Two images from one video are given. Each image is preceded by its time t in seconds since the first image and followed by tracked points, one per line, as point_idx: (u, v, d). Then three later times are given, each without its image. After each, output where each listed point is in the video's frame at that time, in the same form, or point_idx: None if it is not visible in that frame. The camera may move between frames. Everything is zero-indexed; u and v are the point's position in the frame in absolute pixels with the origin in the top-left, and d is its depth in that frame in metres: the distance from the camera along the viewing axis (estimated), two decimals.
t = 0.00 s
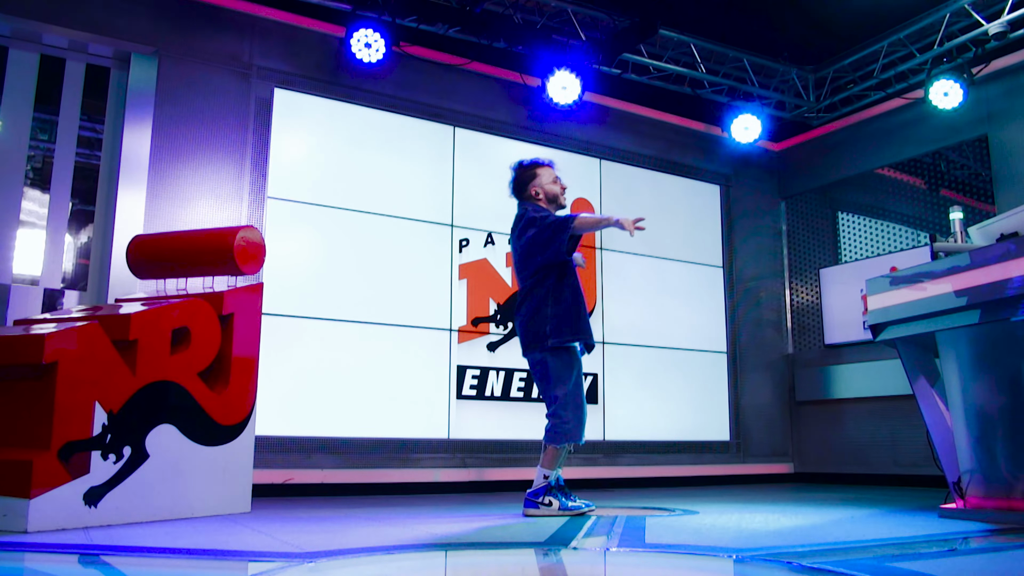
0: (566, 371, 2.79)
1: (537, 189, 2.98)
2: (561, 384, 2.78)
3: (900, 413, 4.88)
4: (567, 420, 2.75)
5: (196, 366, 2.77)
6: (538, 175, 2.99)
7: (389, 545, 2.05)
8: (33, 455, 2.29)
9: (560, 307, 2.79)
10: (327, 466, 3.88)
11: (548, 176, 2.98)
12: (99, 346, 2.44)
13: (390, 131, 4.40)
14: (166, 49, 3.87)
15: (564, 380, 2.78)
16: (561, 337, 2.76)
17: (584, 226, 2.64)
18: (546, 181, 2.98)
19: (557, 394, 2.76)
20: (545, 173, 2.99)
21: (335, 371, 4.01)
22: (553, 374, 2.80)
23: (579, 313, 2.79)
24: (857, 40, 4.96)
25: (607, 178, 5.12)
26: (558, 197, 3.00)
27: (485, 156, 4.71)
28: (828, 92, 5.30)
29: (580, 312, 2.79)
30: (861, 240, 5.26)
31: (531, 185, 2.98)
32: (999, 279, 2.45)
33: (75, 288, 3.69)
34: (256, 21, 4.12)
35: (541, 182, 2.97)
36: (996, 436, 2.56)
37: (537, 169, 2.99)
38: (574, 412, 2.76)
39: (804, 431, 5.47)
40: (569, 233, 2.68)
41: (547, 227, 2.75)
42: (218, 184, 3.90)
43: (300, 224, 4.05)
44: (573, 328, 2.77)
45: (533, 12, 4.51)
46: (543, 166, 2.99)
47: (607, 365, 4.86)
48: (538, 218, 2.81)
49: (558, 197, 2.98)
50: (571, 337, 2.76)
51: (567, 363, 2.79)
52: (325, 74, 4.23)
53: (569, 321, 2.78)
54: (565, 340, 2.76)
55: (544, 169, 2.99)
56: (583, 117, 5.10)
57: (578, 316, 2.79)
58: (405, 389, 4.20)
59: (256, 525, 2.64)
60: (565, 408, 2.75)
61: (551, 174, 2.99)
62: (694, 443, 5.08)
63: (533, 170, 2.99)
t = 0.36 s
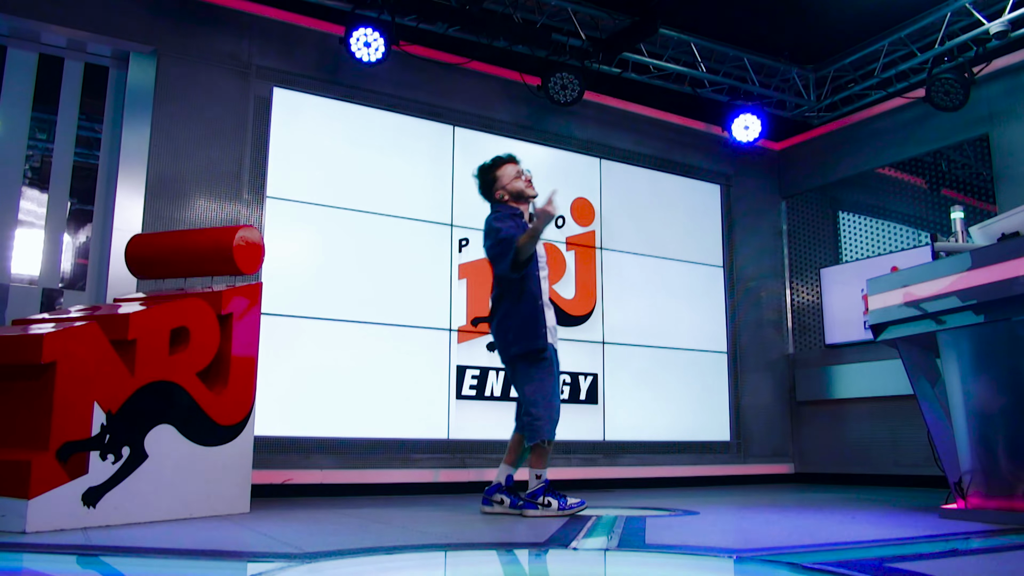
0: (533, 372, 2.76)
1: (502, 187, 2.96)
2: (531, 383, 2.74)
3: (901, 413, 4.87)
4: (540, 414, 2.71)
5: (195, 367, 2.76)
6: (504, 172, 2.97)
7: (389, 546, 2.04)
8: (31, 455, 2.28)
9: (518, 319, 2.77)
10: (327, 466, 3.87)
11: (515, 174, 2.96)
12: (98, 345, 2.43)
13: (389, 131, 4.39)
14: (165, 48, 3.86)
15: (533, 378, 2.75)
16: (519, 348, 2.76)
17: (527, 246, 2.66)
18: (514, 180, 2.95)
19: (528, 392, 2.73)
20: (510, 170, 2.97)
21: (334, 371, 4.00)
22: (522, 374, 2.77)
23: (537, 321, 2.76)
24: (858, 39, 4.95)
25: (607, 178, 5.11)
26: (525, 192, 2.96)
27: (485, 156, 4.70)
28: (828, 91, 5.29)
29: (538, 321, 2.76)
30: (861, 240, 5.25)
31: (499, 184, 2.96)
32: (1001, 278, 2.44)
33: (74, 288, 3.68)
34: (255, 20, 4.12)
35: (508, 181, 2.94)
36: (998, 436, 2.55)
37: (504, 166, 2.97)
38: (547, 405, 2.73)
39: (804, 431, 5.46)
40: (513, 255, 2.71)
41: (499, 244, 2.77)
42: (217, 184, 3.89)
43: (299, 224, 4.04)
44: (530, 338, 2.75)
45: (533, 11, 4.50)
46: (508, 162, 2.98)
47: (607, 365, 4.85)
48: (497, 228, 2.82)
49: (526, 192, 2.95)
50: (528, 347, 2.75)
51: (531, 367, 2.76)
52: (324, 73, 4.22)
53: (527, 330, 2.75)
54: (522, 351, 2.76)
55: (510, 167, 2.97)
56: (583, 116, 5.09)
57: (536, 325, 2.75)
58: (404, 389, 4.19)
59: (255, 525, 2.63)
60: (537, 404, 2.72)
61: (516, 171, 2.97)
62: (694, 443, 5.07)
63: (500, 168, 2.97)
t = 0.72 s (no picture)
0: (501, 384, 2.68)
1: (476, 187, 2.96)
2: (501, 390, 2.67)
3: (902, 413, 4.86)
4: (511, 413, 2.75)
5: (194, 367, 2.75)
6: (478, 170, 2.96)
7: (389, 546, 2.03)
8: (30, 456, 2.27)
9: (480, 320, 2.75)
10: (326, 466, 3.86)
11: (485, 172, 2.93)
12: (96, 345, 2.42)
13: (388, 130, 4.38)
14: (164, 47, 3.85)
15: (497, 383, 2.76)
16: (482, 351, 2.72)
17: (486, 244, 2.68)
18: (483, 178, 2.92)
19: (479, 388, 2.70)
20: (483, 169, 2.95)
21: (333, 371, 3.99)
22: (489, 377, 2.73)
23: (498, 322, 2.73)
24: (859, 38, 4.94)
25: (607, 177, 5.10)
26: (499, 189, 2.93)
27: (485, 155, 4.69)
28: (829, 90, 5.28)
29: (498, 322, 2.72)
30: (862, 239, 5.23)
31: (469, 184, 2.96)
32: (1003, 278, 2.43)
33: (72, 288, 3.67)
34: (254, 19, 4.11)
35: (475, 180, 2.93)
36: (999, 435, 2.54)
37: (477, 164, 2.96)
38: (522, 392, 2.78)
39: (805, 431, 5.45)
40: (472, 254, 2.71)
41: (462, 242, 2.77)
42: (216, 183, 3.88)
43: (298, 223, 4.03)
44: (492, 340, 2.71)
45: (533, 10, 4.48)
46: (481, 160, 2.97)
47: (606, 365, 4.84)
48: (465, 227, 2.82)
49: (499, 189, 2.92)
50: (489, 351, 2.71)
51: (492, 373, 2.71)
52: (324, 72, 4.22)
53: (489, 330, 2.72)
54: (485, 355, 2.71)
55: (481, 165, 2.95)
56: (583, 115, 5.08)
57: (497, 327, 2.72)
58: (404, 389, 4.18)
59: (253, 526, 2.62)
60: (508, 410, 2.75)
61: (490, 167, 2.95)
62: (694, 443, 5.06)
63: (472, 167, 2.97)
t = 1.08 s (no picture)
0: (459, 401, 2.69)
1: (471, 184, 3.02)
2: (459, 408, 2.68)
3: (903, 413, 4.85)
4: (502, 409, 2.77)
5: (193, 367, 2.74)
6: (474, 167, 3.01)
7: (388, 547, 2.01)
8: (28, 456, 2.26)
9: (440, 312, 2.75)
10: (325, 466, 3.86)
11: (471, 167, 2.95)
12: (95, 345, 2.41)
13: (388, 129, 4.37)
14: (163, 46, 3.84)
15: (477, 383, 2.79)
16: (436, 345, 2.73)
17: (459, 235, 2.65)
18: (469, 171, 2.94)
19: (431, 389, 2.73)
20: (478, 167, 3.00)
21: (333, 371, 3.98)
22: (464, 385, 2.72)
23: (456, 317, 2.72)
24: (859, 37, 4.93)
25: (608, 177, 5.09)
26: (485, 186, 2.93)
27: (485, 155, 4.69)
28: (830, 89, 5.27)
29: (454, 319, 2.72)
30: (863, 239, 5.22)
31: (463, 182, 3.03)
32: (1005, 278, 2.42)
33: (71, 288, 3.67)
34: (253, 18, 4.10)
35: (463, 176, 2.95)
36: (1000, 436, 2.53)
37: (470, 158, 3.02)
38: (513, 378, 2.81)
39: (805, 431, 5.44)
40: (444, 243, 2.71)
41: (438, 233, 2.77)
42: (215, 183, 3.87)
43: (297, 223, 4.02)
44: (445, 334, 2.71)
45: (533, 9, 4.47)
46: (474, 157, 2.98)
47: (606, 365, 4.83)
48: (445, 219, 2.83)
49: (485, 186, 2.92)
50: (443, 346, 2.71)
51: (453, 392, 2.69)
52: (323, 71, 4.20)
53: (445, 325, 2.73)
54: (437, 350, 2.72)
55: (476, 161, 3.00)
56: (583, 114, 5.06)
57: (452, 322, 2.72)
58: (403, 389, 4.17)
59: (252, 526, 2.61)
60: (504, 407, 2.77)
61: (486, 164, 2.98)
62: (694, 444, 5.05)
63: (463, 162, 2.99)
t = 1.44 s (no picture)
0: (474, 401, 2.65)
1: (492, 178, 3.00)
2: (470, 407, 2.64)
3: (904, 413, 4.84)
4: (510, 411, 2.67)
5: (191, 366, 2.73)
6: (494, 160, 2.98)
7: (387, 548, 2.00)
8: (27, 456, 2.25)
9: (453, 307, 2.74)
10: (324, 467, 3.85)
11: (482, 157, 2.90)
12: (94, 346, 2.40)
13: (387, 129, 4.36)
14: (162, 45, 3.83)
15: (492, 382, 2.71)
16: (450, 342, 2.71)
17: (464, 224, 2.68)
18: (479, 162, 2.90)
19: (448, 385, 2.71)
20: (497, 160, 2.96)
21: (333, 371, 3.98)
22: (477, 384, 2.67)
23: (468, 311, 2.69)
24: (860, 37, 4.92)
25: (608, 176, 5.08)
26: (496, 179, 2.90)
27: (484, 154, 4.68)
28: (831, 88, 5.26)
29: (465, 312, 2.69)
30: (864, 238, 5.21)
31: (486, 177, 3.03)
32: (1007, 277, 2.41)
33: (69, 287, 3.66)
34: (252, 17, 4.09)
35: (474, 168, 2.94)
36: (1001, 436, 2.52)
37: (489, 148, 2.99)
38: (524, 374, 2.72)
39: (806, 431, 5.43)
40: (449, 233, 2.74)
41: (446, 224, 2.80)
42: (214, 182, 3.86)
43: (297, 223, 4.01)
44: (458, 328, 2.69)
45: (533, 8, 4.46)
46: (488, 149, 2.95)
47: (606, 365, 4.82)
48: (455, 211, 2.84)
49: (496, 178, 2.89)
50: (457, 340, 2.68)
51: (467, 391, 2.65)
52: (322, 71, 4.19)
53: (457, 320, 2.71)
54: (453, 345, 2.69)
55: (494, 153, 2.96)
56: (583, 113, 5.06)
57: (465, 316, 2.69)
58: (403, 389, 4.16)
59: (252, 526, 2.61)
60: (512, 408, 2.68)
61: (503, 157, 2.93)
62: (694, 444, 5.04)
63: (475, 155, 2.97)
